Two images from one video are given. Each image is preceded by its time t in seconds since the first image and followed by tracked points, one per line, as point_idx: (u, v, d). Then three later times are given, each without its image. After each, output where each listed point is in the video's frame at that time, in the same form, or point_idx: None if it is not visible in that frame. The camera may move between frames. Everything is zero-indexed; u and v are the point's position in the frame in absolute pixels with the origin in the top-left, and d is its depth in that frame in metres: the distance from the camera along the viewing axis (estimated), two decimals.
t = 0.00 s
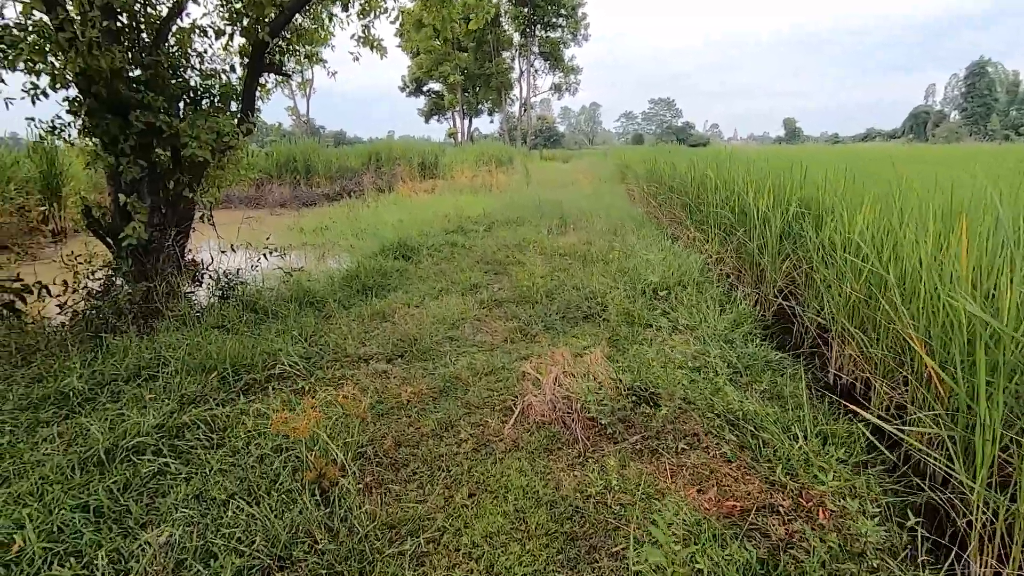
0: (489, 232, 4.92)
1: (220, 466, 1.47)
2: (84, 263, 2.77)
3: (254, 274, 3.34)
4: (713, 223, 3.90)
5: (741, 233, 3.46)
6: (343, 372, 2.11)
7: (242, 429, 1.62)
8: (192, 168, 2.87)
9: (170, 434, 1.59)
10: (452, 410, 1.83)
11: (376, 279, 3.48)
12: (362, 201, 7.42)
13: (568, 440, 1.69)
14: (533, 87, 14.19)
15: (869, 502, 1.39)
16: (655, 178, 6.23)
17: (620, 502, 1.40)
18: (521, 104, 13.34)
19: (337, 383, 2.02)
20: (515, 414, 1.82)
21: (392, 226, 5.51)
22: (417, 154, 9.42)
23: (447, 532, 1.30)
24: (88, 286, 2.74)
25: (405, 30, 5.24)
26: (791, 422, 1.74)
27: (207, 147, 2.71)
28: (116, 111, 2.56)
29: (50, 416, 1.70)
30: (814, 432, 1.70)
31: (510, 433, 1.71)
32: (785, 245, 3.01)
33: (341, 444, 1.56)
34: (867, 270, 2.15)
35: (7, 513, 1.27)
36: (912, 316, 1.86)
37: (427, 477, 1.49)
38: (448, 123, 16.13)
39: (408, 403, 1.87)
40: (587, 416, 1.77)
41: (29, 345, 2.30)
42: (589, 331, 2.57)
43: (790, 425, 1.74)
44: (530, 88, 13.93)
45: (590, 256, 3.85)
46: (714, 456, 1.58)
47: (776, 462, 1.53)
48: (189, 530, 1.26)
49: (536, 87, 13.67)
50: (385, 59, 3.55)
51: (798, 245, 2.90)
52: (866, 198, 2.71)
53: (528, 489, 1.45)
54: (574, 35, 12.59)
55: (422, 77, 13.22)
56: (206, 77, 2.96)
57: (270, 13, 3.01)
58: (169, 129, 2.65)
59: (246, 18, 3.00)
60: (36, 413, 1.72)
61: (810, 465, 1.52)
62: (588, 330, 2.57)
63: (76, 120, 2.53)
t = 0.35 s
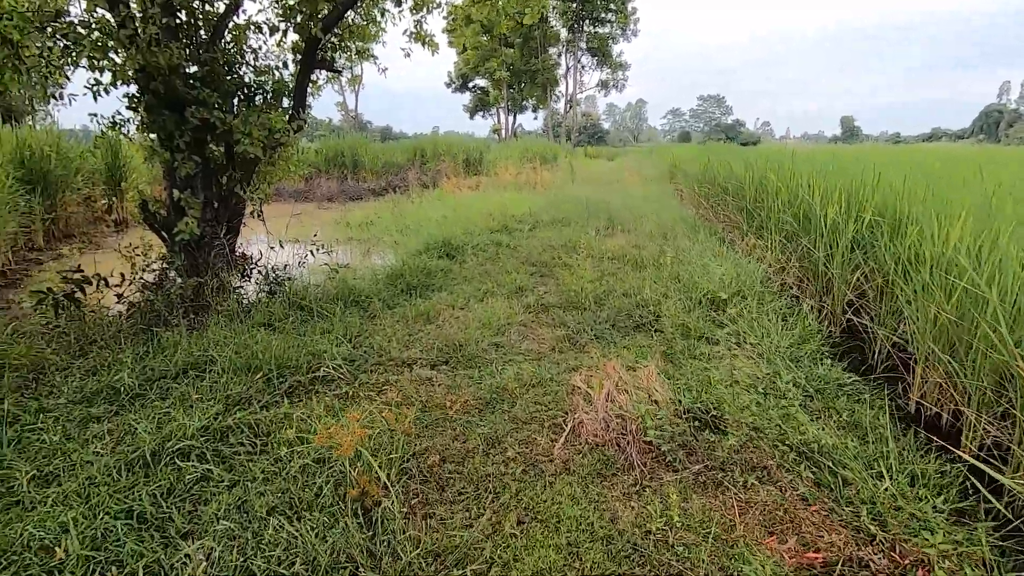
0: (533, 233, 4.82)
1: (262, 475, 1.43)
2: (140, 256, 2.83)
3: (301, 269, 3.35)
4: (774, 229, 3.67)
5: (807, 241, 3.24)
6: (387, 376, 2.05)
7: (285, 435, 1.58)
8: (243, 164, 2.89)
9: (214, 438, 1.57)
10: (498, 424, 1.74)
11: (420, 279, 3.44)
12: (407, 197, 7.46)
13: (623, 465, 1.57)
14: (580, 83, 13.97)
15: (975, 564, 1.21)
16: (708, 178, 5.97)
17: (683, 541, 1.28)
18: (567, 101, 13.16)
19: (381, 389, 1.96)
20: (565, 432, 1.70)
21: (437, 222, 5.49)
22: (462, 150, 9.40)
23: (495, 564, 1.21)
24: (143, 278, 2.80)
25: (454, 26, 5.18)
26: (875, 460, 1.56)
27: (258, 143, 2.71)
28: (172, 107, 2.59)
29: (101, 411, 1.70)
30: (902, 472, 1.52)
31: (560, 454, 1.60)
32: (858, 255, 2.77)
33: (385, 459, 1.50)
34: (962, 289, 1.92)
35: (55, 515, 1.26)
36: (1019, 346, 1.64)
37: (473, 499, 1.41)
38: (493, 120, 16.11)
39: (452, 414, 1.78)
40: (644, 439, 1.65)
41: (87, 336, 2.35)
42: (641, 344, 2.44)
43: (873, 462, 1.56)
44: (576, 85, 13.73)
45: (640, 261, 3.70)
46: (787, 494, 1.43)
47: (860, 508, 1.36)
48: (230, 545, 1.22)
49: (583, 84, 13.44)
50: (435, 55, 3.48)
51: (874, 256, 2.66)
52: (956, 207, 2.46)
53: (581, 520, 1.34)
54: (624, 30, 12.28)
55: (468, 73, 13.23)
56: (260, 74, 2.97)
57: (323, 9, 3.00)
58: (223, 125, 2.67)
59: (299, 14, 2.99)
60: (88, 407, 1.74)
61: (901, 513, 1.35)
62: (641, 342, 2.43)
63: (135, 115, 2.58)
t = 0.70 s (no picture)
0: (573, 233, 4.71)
1: (300, 480, 1.38)
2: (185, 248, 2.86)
3: (340, 264, 3.33)
4: (832, 231, 3.46)
5: (869, 245, 3.03)
6: (426, 379, 1.99)
7: (323, 439, 1.53)
8: (286, 159, 2.85)
9: (253, 439, 1.53)
10: (543, 435, 1.65)
11: (459, 277, 3.38)
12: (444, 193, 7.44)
13: (680, 486, 1.45)
14: (619, 79, 13.71)
15: None
16: (756, 177, 5.73)
17: None
18: (606, 96, 12.93)
19: (421, 392, 1.90)
20: (615, 446, 1.60)
21: (474, 218, 5.43)
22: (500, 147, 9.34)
23: None
24: (188, 270, 2.83)
25: (496, 19, 5.10)
26: (966, 492, 1.40)
27: (301, 137, 2.69)
28: (218, 101, 2.59)
29: (143, 406, 1.70)
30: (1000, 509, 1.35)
31: (611, 470, 1.50)
32: (931, 262, 2.56)
33: (425, 469, 1.43)
34: None
35: (95, 516, 1.24)
36: None
37: (518, 517, 1.32)
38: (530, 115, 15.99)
39: (495, 422, 1.70)
40: (701, 458, 1.52)
41: (133, 328, 2.38)
42: (692, 352, 2.30)
43: (963, 495, 1.40)
44: (615, 80, 13.47)
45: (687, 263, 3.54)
46: (866, 529, 1.29)
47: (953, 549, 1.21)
48: (267, 556, 1.17)
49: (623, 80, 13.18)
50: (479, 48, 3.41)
51: (950, 263, 2.45)
52: None
53: (636, 547, 1.24)
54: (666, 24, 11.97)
55: (506, 69, 13.14)
56: (304, 67, 2.96)
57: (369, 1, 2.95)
58: (267, 119, 2.65)
59: (344, 7, 2.95)
60: (131, 401, 1.73)
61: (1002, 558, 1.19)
62: (691, 350, 2.30)
63: (182, 109, 2.59)
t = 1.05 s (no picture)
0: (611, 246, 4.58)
1: (339, 514, 1.29)
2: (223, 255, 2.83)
3: (375, 273, 3.26)
4: (896, 246, 3.24)
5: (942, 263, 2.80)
6: (468, 400, 1.88)
7: (363, 468, 1.43)
8: (326, 166, 2.79)
9: (289, 463, 1.45)
10: (597, 468, 1.51)
11: (496, 290, 3.29)
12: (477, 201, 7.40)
13: (755, 537, 1.30)
14: (654, 87, 13.50)
15: None
16: (803, 187, 5.49)
17: None
18: (640, 105, 12.74)
19: (463, 415, 1.79)
20: (678, 485, 1.45)
21: (508, 228, 5.35)
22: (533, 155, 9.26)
23: None
24: (225, 278, 2.80)
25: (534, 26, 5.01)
26: None
27: (341, 145, 2.63)
28: (259, 107, 2.56)
29: (178, 421, 1.63)
30: None
31: (675, 513, 1.36)
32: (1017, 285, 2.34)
33: (472, 507, 1.31)
34: None
35: (124, 548, 1.17)
36: None
37: (577, 567, 1.20)
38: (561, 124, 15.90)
39: (545, 452, 1.57)
40: (778, 504, 1.37)
41: (171, 336, 2.35)
42: (751, 378, 2.14)
43: None
44: (650, 88, 13.28)
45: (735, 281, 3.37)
46: None
47: None
48: None
49: (657, 88, 12.98)
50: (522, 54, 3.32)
51: None
52: None
53: None
54: (703, 32, 11.69)
55: (539, 77, 13.09)
56: (345, 74, 2.91)
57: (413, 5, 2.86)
58: (307, 126, 2.61)
59: (387, 13, 2.90)
60: (165, 416, 1.67)
61: None
62: (750, 377, 2.14)
63: (224, 116, 2.57)
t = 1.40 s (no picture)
0: (643, 260, 4.46)
1: (376, 560, 1.20)
2: (253, 268, 2.80)
3: (404, 286, 3.19)
4: (954, 263, 3.05)
5: (1010, 283, 2.62)
6: (504, 428, 1.78)
7: (400, 505, 1.35)
8: (356, 179, 2.74)
9: (322, 498, 1.36)
10: (650, 510, 1.39)
11: (528, 305, 3.20)
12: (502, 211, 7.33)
13: None
14: (679, 94, 13.32)
15: None
16: (841, 197, 5.28)
17: None
18: (665, 113, 12.58)
19: (501, 445, 1.69)
20: (742, 534, 1.33)
21: (536, 239, 5.26)
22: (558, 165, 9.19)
23: None
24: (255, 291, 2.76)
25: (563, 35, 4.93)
26: None
27: (374, 158, 2.58)
28: (292, 120, 2.51)
29: (207, 448, 1.56)
30: None
31: (742, 568, 1.24)
32: None
33: (519, 559, 1.21)
34: None
35: None
36: None
37: None
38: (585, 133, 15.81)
39: (593, 490, 1.46)
40: (858, 560, 1.26)
41: (200, 353, 2.30)
42: (806, 408, 1.99)
43: None
44: (675, 96, 13.11)
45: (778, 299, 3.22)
46: None
47: None
48: None
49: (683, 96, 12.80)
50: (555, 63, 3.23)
51: None
52: None
53: None
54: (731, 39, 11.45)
55: (563, 86, 13.04)
56: (377, 86, 2.86)
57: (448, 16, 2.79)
58: (339, 139, 2.56)
59: (420, 24, 2.84)
60: (194, 440, 1.60)
61: None
62: (805, 405, 1.99)
63: (256, 130, 2.53)
